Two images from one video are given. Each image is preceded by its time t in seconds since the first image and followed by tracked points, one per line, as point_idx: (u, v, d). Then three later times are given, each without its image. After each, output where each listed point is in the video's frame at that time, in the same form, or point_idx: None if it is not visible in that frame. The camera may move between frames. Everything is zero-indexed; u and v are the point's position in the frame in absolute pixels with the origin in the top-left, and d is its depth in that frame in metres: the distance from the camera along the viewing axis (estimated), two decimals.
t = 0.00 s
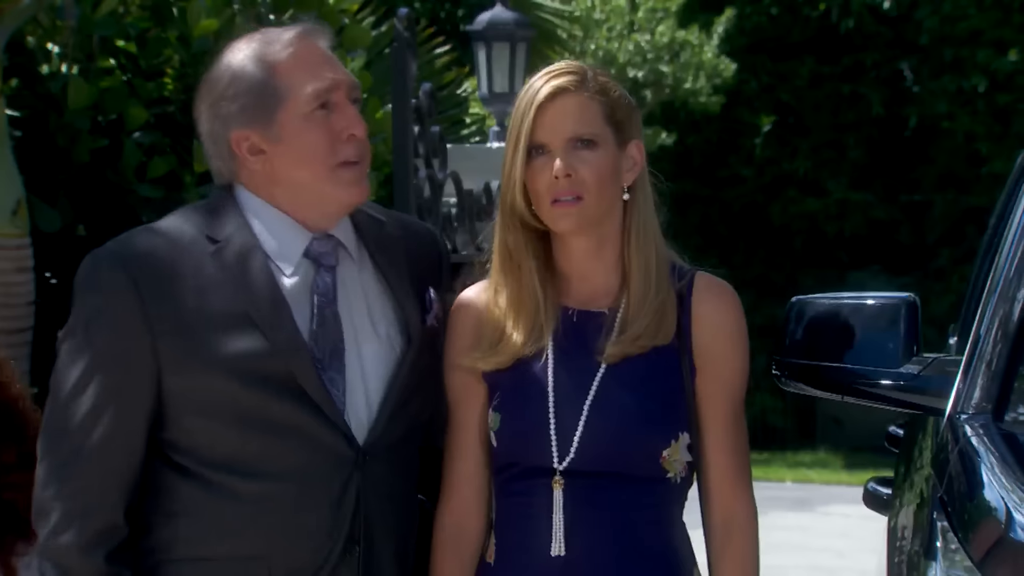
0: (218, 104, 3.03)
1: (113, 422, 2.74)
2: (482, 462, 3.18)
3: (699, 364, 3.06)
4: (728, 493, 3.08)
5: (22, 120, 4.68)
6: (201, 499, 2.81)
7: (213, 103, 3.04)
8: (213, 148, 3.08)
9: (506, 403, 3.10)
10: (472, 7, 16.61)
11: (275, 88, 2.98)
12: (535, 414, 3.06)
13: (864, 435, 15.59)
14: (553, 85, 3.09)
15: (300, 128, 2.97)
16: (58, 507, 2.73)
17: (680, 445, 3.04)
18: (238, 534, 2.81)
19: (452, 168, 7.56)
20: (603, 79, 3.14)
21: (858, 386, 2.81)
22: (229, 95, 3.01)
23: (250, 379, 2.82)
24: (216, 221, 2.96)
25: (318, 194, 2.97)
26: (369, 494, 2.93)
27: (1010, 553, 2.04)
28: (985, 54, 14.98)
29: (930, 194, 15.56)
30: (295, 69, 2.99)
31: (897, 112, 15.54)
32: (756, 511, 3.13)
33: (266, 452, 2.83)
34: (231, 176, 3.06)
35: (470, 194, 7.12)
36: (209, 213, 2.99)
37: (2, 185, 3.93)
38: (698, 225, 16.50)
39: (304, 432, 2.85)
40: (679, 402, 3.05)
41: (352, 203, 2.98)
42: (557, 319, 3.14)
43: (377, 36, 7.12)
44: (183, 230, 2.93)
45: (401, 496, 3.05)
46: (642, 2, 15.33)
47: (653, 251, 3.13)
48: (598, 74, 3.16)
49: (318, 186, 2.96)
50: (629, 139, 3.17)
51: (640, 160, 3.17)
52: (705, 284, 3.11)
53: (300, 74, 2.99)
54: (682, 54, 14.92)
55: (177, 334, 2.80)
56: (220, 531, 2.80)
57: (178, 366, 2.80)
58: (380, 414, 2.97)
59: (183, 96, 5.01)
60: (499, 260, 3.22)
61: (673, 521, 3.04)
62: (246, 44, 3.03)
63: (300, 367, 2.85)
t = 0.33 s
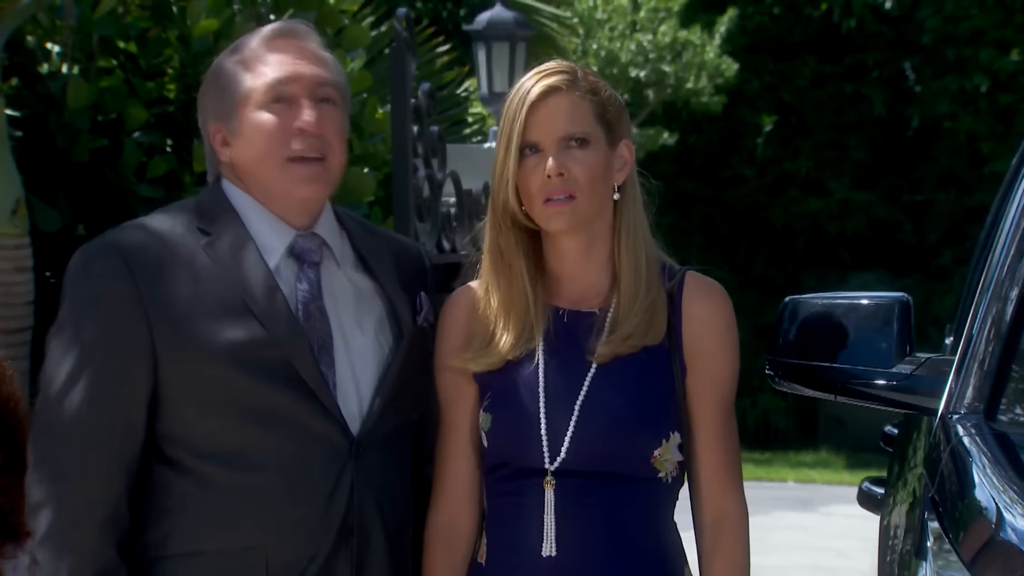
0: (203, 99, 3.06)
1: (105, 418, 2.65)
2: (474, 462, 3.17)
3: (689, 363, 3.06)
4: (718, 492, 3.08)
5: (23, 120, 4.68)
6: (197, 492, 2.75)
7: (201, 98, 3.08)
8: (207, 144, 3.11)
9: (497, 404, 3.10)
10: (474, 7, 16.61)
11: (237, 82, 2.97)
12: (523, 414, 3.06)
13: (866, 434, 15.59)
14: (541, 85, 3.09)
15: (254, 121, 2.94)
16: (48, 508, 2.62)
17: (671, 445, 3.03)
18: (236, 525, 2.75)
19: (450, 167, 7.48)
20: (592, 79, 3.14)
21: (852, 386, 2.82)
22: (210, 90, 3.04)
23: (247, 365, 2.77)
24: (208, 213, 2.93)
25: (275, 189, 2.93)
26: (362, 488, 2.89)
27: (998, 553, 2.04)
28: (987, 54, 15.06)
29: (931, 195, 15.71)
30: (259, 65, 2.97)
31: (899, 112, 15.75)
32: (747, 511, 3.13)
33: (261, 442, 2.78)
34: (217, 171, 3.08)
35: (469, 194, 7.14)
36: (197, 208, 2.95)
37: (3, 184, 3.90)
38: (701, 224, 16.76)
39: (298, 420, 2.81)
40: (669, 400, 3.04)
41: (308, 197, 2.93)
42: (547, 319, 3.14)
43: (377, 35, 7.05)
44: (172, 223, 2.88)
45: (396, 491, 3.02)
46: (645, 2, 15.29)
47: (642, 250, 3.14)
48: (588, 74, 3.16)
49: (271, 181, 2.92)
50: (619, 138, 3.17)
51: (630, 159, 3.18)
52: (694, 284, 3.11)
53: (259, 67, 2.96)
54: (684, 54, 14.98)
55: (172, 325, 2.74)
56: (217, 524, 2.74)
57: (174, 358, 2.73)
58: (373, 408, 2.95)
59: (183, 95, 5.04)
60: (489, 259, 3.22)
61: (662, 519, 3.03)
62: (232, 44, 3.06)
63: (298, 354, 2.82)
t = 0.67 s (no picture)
0: (205, 95, 3.08)
1: (103, 410, 2.71)
2: (484, 462, 3.17)
3: (700, 365, 3.05)
4: (729, 492, 3.07)
5: (43, 121, 4.74)
6: (195, 487, 2.78)
7: (204, 95, 3.10)
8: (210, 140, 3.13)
9: (508, 405, 3.09)
10: (494, 8, 16.63)
11: (240, 81, 2.99)
12: (534, 414, 3.05)
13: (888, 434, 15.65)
14: (553, 86, 3.09)
15: (251, 119, 2.95)
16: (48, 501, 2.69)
17: (683, 445, 3.03)
18: (234, 520, 2.78)
19: (470, 169, 7.51)
20: (605, 79, 3.14)
21: (866, 386, 2.82)
22: (213, 87, 3.06)
23: (245, 360, 2.81)
24: (209, 209, 2.97)
25: (270, 187, 2.95)
26: (361, 484, 2.91)
27: (1012, 554, 2.01)
28: (1009, 55, 14.91)
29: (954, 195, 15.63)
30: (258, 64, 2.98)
31: (921, 112, 15.69)
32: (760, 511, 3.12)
33: (259, 438, 2.81)
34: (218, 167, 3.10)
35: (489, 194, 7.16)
36: (199, 205, 3.00)
37: (22, 184, 3.96)
38: (722, 225, 16.64)
39: (296, 416, 2.84)
40: (679, 400, 3.03)
41: (302, 198, 2.94)
42: (558, 319, 3.14)
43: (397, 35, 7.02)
44: (174, 219, 2.93)
45: (398, 488, 3.05)
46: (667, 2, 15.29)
47: (654, 251, 3.13)
48: (602, 74, 3.16)
49: (264, 180, 2.94)
50: (631, 139, 3.17)
51: (642, 160, 3.18)
52: (705, 284, 3.10)
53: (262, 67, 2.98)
54: (706, 54, 14.95)
55: (171, 318, 2.78)
56: (215, 519, 2.78)
57: (171, 352, 2.77)
58: (372, 405, 2.96)
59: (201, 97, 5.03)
60: (501, 259, 3.21)
61: (674, 521, 3.03)
62: (237, 41, 3.08)
63: (296, 349, 2.85)
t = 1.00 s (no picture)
0: (211, 95, 3.06)
1: (112, 412, 2.73)
2: (492, 462, 3.17)
3: (709, 365, 3.05)
4: (738, 493, 3.06)
5: (59, 121, 4.79)
6: (198, 488, 2.79)
7: (212, 94, 3.09)
8: (213, 139, 3.12)
9: (516, 404, 3.09)
10: (511, 8, 16.61)
11: (254, 81, 2.98)
12: (542, 413, 3.05)
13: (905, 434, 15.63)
14: (563, 86, 3.08)
15: (268, 120, 2.95)
16: (57, 504, 2.70)
17: (691, 445, 3.02)
18: (236, 520, 2.79)
19: (486, 169, 7.52)
20: (614, 79, 3.14)
21: (879, 386, 2.81)
22: (222, 86, 3.04)
23: (249, 363, 2.82)
24: (215, 210, 2.99)
25: (285, 188, 2.95)
26: (366, 487, 2.91)
27: (1018, 555, 2.01)
28: None
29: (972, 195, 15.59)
30: (274, 65, 2.98)
31: (939, 112, 15.66)
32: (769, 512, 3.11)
33: (262, 440, 2.82)
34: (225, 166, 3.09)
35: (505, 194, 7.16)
36: (206, 207, 3.01)
37: (39, 185, 4.12)
38: (739, 224, 16.61)
39: (298, 418, 2.85)
40: (687, 398, 3.02)
41: (320, 199, 2.95)
42: (567, 319, 3.13)
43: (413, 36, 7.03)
44: (180, 221, 2.95)
45: (406, 490, 3.06)
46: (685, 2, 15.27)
47: (662, 251, 3.12)
48: (610, 75, 3.16)
49: (281, 181, 2.94)
50: (640, 139, 3.17)
51: (651, 161, 3.16)
52: (715, 284, 3.09)
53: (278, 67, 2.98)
54: (724, 54, 14.97)
55: (179, 319, 2.80)
56: (218, 520, 2.79)
57: (177, 355, 2.79)
58: (378, 405, 2.96)
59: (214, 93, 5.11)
60: (509, 258, 3.20)
61: (681, 521, 3.02)
62: (242, 40, 3.07)
63: (298, 350, 2.85)
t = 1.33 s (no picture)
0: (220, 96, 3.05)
1: (113, 414, 2.73)
2: (493, 461, 3.17)
3: (710, 365, 3.04)
4: (737, 492, 3.05)
5: (67, 122, 4.78)
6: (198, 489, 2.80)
7: (219, 95, 3.06)
8: (215, 139, 3.10)
9: (517, 403, 3.09)
10: (520, 8, 16.59)
11: (275, 87, 2.98)
12: (544, 413, 3.05)
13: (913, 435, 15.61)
14: (564, 86, 3.08)
15: (295, 130, 2.98)
16: (58, 506, 2.71)
17: (692, 444, 3.02)
18: (235, 521, 2.80)
19: (493, 168, 7.52)
20: (615, 80, 3.14)
21: (880, 386, 2.81)
22: (232, 89, 3.03)
23: (249, 364, 2.83)
24: (217, 210, 2.99)
25: (308, 197, 2.97)
26: (367, 488, 2.91)
27: (1017, 555, 2.01)
28: None
29: (981, 196, 15.64)
30: (300, 72, 2.99)
31: (949, 112, 15.66)
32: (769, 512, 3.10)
33: (263, 441, 2.83)
34: (229, 169, 3.07)
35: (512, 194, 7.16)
36: (208, 207, 3.01)
37: (48, 185, 3.98)
38: (748, 225, 16.51)
39: (299, 420, 2.85)
40: (687, 398, 3.02)
41: (344, 210, 2.98)
42: (568, 318, 3.13)
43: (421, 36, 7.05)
44: (182, 221, 2.95)
45: (407, 490, 3.06)
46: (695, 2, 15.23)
47: (662, 252, 3.12)
48: (611, 75, 3.16)
49: (306, 190, 2.97)
50: (641, 139, 3.16)
51: (652, 161, 3.16)
52: (715, 284, 3.09)
53: (302, 76, 2.99)
54: (733, 54, 14.96)
55: (181, 321, 2.81)
56: (218, 521, 2.79)
57: (178, 357, 2.80)
58: (378, 405, 2.96)
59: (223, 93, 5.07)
60: (510, 259, 3.21)
61: (681, 521, 3.01)
62: (253, 41, 3.04)
63: (300, 352, 2.86)
